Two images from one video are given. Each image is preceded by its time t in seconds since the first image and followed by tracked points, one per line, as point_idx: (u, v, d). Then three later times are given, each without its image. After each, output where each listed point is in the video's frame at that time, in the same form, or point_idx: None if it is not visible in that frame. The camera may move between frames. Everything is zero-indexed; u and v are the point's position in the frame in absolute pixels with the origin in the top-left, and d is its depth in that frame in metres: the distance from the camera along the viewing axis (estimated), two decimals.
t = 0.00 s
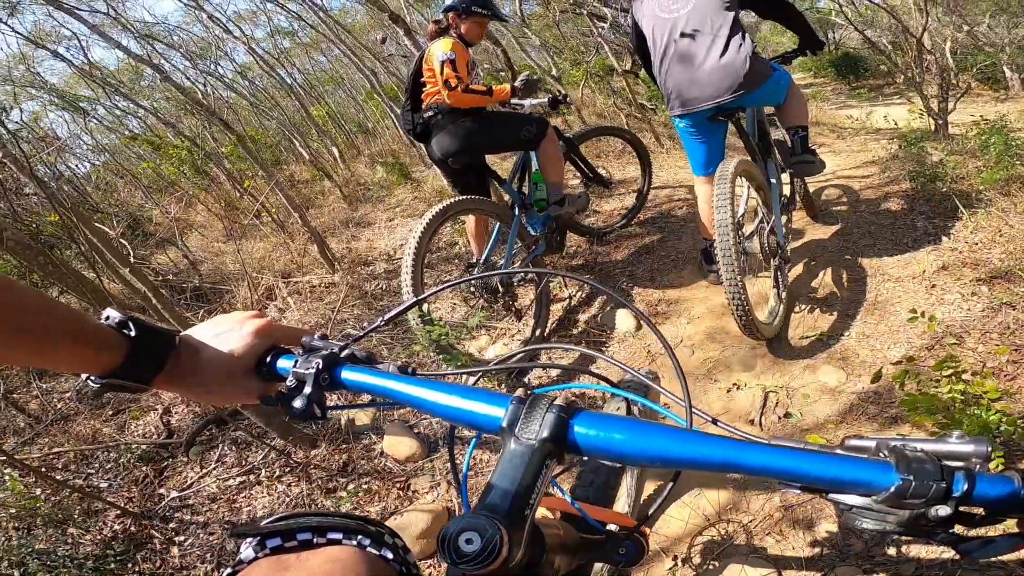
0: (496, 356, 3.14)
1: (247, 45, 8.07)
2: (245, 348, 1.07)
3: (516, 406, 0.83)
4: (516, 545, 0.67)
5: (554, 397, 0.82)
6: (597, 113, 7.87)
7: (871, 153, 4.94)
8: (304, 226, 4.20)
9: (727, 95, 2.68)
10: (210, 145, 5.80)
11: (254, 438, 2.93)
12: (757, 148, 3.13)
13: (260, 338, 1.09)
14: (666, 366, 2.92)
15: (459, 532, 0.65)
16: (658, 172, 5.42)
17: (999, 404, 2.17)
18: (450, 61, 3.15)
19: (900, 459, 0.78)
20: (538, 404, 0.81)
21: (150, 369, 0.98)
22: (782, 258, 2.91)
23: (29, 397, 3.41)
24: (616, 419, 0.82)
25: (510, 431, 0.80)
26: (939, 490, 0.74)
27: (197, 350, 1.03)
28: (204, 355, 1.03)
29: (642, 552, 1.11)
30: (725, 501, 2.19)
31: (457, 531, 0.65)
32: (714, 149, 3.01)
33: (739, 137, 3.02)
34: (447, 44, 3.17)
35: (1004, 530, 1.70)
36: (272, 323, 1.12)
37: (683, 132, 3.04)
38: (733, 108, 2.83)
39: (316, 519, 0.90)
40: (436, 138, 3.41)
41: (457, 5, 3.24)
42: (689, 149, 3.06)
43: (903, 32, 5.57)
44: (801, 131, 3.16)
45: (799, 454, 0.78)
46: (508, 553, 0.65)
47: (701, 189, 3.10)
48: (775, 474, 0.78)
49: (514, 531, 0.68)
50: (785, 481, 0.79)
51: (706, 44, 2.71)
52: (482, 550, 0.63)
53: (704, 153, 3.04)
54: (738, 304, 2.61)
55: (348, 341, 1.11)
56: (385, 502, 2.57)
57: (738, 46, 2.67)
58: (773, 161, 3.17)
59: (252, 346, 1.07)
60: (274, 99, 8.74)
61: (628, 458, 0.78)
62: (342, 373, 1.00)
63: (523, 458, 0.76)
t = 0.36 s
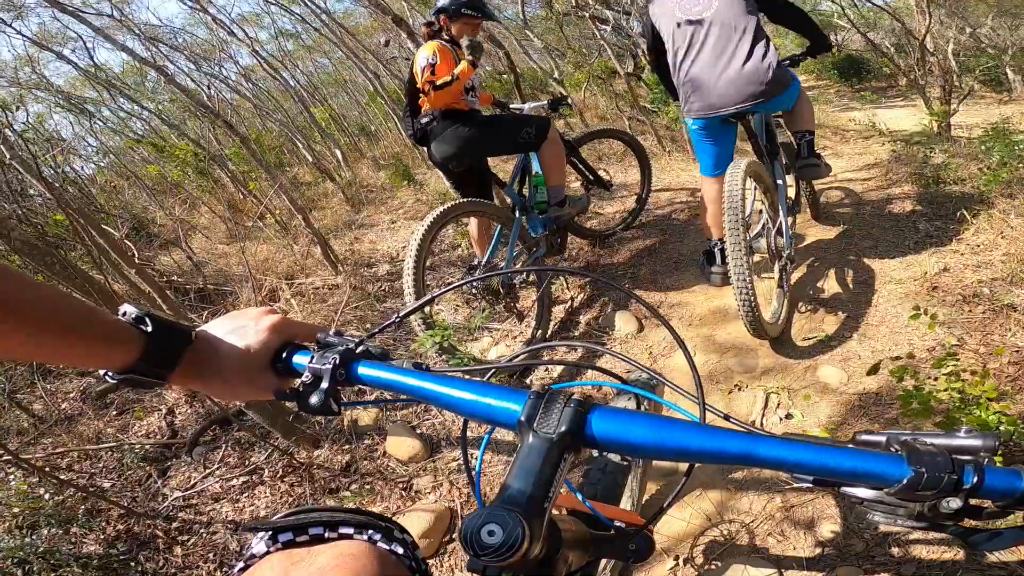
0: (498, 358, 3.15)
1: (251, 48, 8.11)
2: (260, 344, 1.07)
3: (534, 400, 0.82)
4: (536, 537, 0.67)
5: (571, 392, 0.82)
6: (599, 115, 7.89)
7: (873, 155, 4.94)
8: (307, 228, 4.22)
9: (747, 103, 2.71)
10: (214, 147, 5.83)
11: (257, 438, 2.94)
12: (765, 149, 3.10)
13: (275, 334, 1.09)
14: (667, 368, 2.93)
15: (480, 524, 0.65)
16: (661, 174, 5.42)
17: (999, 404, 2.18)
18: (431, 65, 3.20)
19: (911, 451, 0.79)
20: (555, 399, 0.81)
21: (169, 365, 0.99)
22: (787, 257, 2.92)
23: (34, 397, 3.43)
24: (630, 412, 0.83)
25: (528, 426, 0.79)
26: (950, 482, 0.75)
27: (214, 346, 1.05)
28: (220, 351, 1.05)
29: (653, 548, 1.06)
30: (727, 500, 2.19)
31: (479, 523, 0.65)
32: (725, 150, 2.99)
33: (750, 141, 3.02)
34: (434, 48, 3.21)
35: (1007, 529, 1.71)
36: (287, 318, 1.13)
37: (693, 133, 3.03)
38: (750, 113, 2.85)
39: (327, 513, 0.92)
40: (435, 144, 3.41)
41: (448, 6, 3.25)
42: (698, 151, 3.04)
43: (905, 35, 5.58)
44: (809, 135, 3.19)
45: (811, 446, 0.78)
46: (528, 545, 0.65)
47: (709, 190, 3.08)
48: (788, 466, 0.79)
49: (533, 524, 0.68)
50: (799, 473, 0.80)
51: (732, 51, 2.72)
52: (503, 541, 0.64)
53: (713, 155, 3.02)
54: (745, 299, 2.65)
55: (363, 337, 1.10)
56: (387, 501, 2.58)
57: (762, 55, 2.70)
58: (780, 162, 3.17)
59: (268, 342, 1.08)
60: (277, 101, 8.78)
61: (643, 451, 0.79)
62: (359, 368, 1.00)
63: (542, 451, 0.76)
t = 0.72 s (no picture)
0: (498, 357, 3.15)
1: (248, 48, 8.11)
2: (260, 345, 1.07)
3: (538, 404, 0.82)
4: (541, 543, 0.67)
5: (575, 396, 0.82)
6: (598, 114, 7.88)
7: (871, 154, 4.94)
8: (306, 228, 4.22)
9: (762, 106, 2.69)
10: (212, 148, 5.83)
11: (257, 439, 2.94)
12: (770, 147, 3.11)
13: (274, 336, 1.09)
14: (667, 367, 2.93)
15: (485, 530, 0.65)
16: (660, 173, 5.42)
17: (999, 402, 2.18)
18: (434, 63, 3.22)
19: (918, 454, 0.79)
20: (559, 402, 0.81)
21: (167, 368, 1.00)
22: (792, 258, 2.95)
23: (35, 399, 3.43)
24: (633, 415, 0.83)
25: (532, 429, 0.79)
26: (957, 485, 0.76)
27: (213, 348, 1.05)
28: (219, 353, 1.04)
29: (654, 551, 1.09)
30: (727, 499, 2.19)
31: (483, 529, 0.65)
32: (730, 151, 2.90)
33: (758, 139, 3.02)
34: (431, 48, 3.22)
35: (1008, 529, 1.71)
36: (288, 320, 1.12)
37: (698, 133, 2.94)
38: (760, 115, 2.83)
39: (331, 515, 0.92)
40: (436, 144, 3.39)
41: (431, 5, 3.25)
42: (702, 151, 2.95)
43: (903, 33, 5.58)
44: (817, 137, 3.19)
45: (813, 448, 0.78)
46: (533, 551, 0.65)
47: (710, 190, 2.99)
48: (793, 470, 0.78)
49: (538, 530, 0.67)
50: (802, 476, 0.80)
51: (748, 51, 2.67)
52: (507, 547, 0.63)
53: (718, 155, 2.92)
54: (749, 298, 2.65)
55: (364, 338, 1.10)
56: (387, 502, 2.58)
57: (778, 57, 2.68)
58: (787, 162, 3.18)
59: (268, 344, 1.07)
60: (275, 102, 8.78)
61: (647, 455, 0.79)
62: (360, 371, 1.00)
63: (546, 456, 0.75)
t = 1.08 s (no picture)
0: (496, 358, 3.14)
1: (246, 48, 8.08)
2: (251, 349, 1.06)
3: (535, 410, 0.81)
4: (538, 553, 0.67)
5: (572, 402, 0.81)
6: (596, 113, 7.87)
7: (870, 152, 4.94)
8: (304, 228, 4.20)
9: (765, 104, 2.68)
10: (210, 148, 5.81)
11: (255, 439, 2.93)
12: (771, 146, 3.09)
13: (266, 339, 1.08)
14: (664, 366, 2.93)
15: (482, 541, 0.64)
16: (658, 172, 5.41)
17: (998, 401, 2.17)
18: (428, 62, 3.17)
19: (924, 461, 0.77)
20: (557, 408, 0.80)
21: (155, 372, 0.99)
22: (792, 256, 2.95)
23: (33, 400, 3.41)
24: (632, 421, 0.81)
25: (529, 436, 0.78)
26: (964, 494, 0.74)
27: (203, 352, 1.04)
28: (209, 358, 1.03)
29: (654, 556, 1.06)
30: (726, 499, 2.19)
31: (480, 540, 0.64)
32: (731, 149, 2.90)
33: (759, 138, 3.01)
34: (426, 45, 3.18)
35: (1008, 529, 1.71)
36: (279, 323, 1.11)
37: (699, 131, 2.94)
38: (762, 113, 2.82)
39: (332, 519, 0.91)
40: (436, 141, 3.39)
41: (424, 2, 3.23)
42: (703, 148, 2.94)
43: (902, 30, 5.57)
44: (818, 135, 3.17)
45: (813, 455, 0.77)
46: (531, 562, 0.64)
47: (710, 188, 3.01)
48: (796, 477, 0.78)
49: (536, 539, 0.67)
50: (801, 483, 0.79)
51: (753, 50, 2.66)
52: (505, 558, 0.62)
53: (719, 153, 2.92)
54: (749, 297, 2.65)
55: (357, 342, 1.09)
56: (386, 502, 2.57)
57: (782, 57, 2.68)
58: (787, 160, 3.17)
59: (259, 348, 1.06)
60: (273, 102, 8.75)
61: (647, 463, 0.78)
62: (353, 376, 0.99)
63: (544, 464, 0.74)
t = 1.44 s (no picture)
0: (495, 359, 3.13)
1: (246, 48, 8.08)
2: (248, 353, 1.05)
3: (533, 415, 0.81)
4: (536, 558, 0.66)
5: (571, 406, 0.80)
6: (596, 113, 7.87)
7: (870, 152, 4.94)
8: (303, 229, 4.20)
9: (767, 104, 2.67)
10: (210, 148, 5.81)
11: (255, 440, 2.93)
12: (771, 146, 3.08)
13: (263, 342, 1.07)
14: (663, 367, 2.93)
15: (480, 546, 0.64)
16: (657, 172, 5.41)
17: (997, 402, 2.17)
18: (428, 63, 3.18)
19: (923, 466, 0.77)
20: (555, 413, 0.80)
21: (151, 376, 0.98)
22: (791, 257, 2.94)
23: (32, 401, 3.41)
24: (631, 426, 0.81)
25: (527, 442, 0.78)
26: (964, 499, 0.74)
27: (200, 355, 1.04)
28: (205, 361, 1.03)
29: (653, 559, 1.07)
30: (726, 500, 2.18)
31: (478, 544, 0.64)
32: (731, 149, 2.91)
33: (760, 139, 2.98)
34: (426, 45, 3.18)
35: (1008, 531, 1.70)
36: (276, 326, 1.11)
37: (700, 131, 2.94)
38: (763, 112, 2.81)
39: (334, 520, 0.90)
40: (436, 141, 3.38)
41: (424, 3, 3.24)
42: (703, 148, 2.95)
43: (901, 30, 5.57)
44: (817, 135, 3.17)
45: (813, 461, 0.77)
46: (530, 567, 0.64)
47: (711, 189, 3.02)
48: (796, 483, 0.77)
49: (534, 544, 0.66)
50: (802, 489, 0.79)
51: (755, 50, 2.66)
52: (502, 563, 0.62)
53: (719, 152, 2.92)
54: (748, 298, 2.65)
55: (354, 345, 1.09)
56: (385, 503, 2.57)
57: (785, 56, 2.67)
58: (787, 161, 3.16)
59: (256, 351, 1.06)
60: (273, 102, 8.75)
61: (646, 467, 0.78)
62: (350, 380, 0.99)
63: (542, 469, 0.74)
